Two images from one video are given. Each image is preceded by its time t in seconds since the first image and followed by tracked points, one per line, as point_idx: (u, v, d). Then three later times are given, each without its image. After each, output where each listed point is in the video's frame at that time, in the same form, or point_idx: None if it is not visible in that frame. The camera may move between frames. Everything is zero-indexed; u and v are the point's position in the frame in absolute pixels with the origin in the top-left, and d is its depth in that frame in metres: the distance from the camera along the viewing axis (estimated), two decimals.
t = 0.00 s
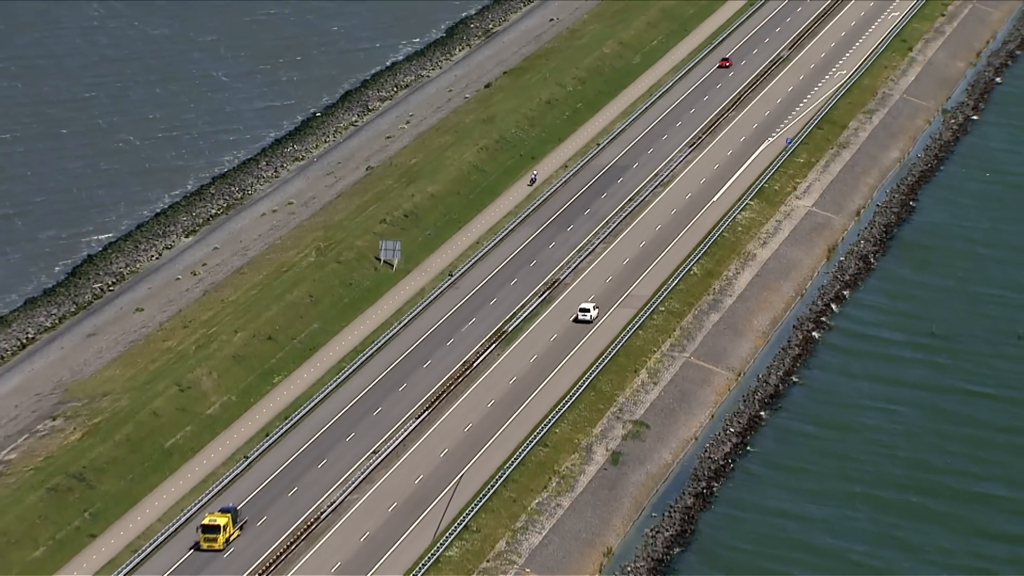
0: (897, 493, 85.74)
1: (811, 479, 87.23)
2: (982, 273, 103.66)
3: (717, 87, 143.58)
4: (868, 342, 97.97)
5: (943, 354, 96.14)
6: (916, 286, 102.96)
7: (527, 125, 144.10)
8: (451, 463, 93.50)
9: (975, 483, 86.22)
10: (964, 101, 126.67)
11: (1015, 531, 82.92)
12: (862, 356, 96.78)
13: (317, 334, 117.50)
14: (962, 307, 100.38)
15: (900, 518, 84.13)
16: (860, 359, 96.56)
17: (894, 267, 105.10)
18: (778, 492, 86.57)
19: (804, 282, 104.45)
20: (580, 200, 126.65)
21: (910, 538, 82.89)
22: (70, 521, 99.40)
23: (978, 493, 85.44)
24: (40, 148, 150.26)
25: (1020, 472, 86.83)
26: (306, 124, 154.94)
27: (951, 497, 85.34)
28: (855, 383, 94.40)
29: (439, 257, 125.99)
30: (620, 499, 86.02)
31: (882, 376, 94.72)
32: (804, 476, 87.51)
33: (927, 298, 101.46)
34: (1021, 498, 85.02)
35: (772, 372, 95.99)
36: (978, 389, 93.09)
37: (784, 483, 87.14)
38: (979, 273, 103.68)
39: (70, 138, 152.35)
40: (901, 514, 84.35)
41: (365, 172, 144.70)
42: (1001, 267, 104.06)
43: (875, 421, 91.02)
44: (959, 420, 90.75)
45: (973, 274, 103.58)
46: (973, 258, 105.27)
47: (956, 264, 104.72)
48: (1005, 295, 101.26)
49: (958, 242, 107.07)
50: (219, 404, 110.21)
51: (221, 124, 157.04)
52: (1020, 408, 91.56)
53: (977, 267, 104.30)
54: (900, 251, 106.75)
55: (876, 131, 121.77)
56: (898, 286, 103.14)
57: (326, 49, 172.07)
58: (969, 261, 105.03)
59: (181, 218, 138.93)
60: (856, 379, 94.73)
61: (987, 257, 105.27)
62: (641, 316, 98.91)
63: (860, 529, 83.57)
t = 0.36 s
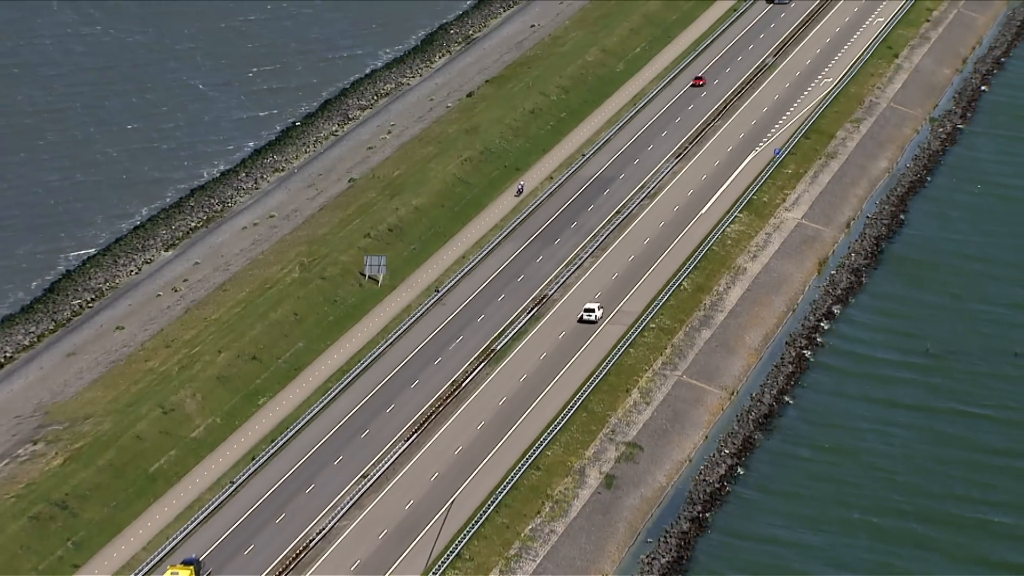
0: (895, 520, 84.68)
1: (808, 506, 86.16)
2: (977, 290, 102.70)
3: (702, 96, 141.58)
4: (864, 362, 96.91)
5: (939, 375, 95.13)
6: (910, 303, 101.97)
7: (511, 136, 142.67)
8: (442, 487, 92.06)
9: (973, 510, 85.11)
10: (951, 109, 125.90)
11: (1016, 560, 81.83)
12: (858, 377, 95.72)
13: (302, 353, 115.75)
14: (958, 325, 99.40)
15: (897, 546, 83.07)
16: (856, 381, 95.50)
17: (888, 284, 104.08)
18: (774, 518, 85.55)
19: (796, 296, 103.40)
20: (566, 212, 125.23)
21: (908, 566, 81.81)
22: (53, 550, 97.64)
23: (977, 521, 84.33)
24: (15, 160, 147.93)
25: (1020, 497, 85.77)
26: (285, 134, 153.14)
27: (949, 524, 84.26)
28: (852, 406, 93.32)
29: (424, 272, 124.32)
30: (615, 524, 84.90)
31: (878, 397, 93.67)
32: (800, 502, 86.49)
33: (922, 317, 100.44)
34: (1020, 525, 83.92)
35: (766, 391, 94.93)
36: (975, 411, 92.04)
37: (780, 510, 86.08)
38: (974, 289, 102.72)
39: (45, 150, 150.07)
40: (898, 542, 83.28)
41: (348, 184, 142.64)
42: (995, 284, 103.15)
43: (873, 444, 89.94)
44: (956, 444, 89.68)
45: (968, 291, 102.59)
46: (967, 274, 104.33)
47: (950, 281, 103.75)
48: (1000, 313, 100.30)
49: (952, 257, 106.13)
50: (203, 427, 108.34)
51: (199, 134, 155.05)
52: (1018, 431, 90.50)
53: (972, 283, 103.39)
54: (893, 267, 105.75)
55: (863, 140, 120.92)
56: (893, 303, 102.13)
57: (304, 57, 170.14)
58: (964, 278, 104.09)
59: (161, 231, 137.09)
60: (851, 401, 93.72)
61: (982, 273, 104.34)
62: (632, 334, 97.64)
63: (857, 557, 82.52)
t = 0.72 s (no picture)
0: (893, 549, 83.65)
1: (805, 536, 85.16)
2: (972, 308, 101.64)
3: (688, 105, 138.62)
4: (860, 385, 95.74)
5: (934, 398, 94.03)
6: (906, 323, 100.80)
7: (495, 148, 141.12)
8: (433, 515, 90.58)
9: (972, 540, 84.00)
10: (938, 119, 125.19)
11: None
12: (855, 400, 94.54)
13: (287, 374, 113.93)
14: (954, 346, 98.29)
15: None
16: (853, 404, 94.32)
17: (882, 304, 102.92)
18: (771, 548, 84.52)
19: (787, 313, 102.41)
20: (553, 227, 123.82)
21: None
22: None
23: (976, 551, 83.22)
24: None
25: (1021, 526, 84.69)
26: (264, 145, 151.31)
27: (948, 554, 83.20)
28: (848, 430, 92.26)
29: (410, 289, 122.60)
30: (610, 552, 83.98)
31: (875, 422, 92.51)
32: (797, 531, 85.48)
33: (918, 338, 99.30)
34: (1019, 555, 82.88)
35: (760, 413, 93.91)
36: (974, 435, 90.95)
37: (777, 540, 85.05)
38: (969, 308, 101.66)
39: (21, 163, 148.07)
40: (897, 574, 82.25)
41: (330, 199, 140.65)
42: (991, 302, 102.09)
43: (870, 471, 88.85)
44: (954, 470, 88.53)
45: (961, 310, 101.55)
46: (961, 292, 103.28)
47: (944, 300, 102.71)
48: (995, 332, 99.18)
49: (945, 275, 105.10)
50: (187, 452, 106.36)
51: (177, 146, 153.18)
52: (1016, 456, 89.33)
53: (967, 302, 102.33)
54: (888, 286, 104.62)
55: (851, 151, 120.10)
56: (888, 323, 100.98)
57: (283, 66, 168.23)
58: (957, 296, 103.02)
59: (140, 246, 135.42)
60: (847, 425, 92.63)
61: (977, 291, 103.25)
62: (623, 355, 96.41)
63: None
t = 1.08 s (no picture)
0: None
1: (804, 567, 83.95)
2: (967, 328, 100.57)
3: (672, 117, 137.34)
4: (856, 409, 94.55)
5: (931, 422, 92.86)
6: (901, 345, 99.63)
7: (479, 161, 139.54)
8: (425, 545, 89.03)
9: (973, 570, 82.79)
10: (926, 129, 124.48)
11: None
12: (851, 424, 93.34)
13: (273, 398, 112.14)
14: (950, 368, 97.13)
15: None
16: (849, 429, 93.14)
17: (877, 324, 101.73)
18: None
19: (779, 331, 101.42)
20: (540, 243, 122.38)
21: None
22: None
23: None
24: None
25: None
26: (243, 158, 149.50)
27: None
28: (844, 455, 91.08)
29: (396, 308, 120.90)
30: None
31: (873, 447, 91.29)
32: (795, 562, 84.26)
33: (914, 360, 98.13)
34: None
35: (755, 435, 92.82)
36: (972, 461, 89.76)
37: (776, 571, 83.82)
38: (964, 328, 100.55)
39: None
40: None
41: (312, 214, 138.71)
42: (986, 321, 101.00)
43: (868, 499, 87.67)
44: (954, 498, 87.31)
45: (956, 330, 100.44)
46: (955, 311, 102.18)
47: (938, 319, 101.58)
48: (990, 353, 98.06)
49: (939, 293, 103.98)
50: (172, 480, 104.51)
51: (156, 159, 151.37)
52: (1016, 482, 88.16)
53: (961, 321, 101.25)
54: (882, 306, 103.44)
55: (840, 164, 119.27)
56: (883, 345, 99.80)
57: (262, 76, 166.39)
58: (952, 314, 101.91)
59: (119, 263, 133.75)
60: (844, 451, 91.44)
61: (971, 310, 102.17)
62: (614, 377, 95.16)
63: None
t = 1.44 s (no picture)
0: None
1: None
2: (962, 349, 99.32)
3: (658, 129, 136.14)
4: (853, 435, 93.21)
5: (929, 448, 91.53)
6: (896, 368, 98.30)
7: (464, 175, 137.98)
8: None
9: None
10: (914, 141, 123.84)
11: None
12: (848, 451, 92.00)
13: (259, 423, 110.36)
14: (947, 391, 95.84)
15: None
16: (847, 455, 91.79)
17: (871, 347, 100.41)
18: None
19: (772, 350, 100.49)
20: (527, 260, 121.01)
21: None
22: None
23: None
24: None
25: None
26: (222, 172, 147.62)
27: None
28: (842, 483, 89.72)
29: (382, 328, 119.28)
30: None
31: (871, 475, 89.92)
32: None
33: (910, 383, 96.79)
34: None
35: (751, 460, 91.80)
36: (971, 489, 88.36)
37: None
38: (960, 349, 99.28)
39: None
40: None
41: (295, 231, 136.73)
42: (981, 342, 99.80)
43: (867, 528, 86.25)
44: (953, 527, 85.89)
45: (952, 351, 99.15)
46: (950, 332, 100.91)
47: (933, 341, 100.29)
48: (986, 376, 96.74)
49: (933, 314, 102.74)
50: (158, 509, 102.68)
51: (134, 174, 149.31)
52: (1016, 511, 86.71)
53: (956, 342, 99.99)
54: (876, 328, 102.11)
55: (828, 177, 118.48)
56: (878, 368, 98.46)
57: (240, 88, 164.34)
58: (947, 336, 100.64)
59: (98, 282, 131.83)
60: (842, 479, 90.08)
61: (966, 330, 100.94)
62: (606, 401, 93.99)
63: None
